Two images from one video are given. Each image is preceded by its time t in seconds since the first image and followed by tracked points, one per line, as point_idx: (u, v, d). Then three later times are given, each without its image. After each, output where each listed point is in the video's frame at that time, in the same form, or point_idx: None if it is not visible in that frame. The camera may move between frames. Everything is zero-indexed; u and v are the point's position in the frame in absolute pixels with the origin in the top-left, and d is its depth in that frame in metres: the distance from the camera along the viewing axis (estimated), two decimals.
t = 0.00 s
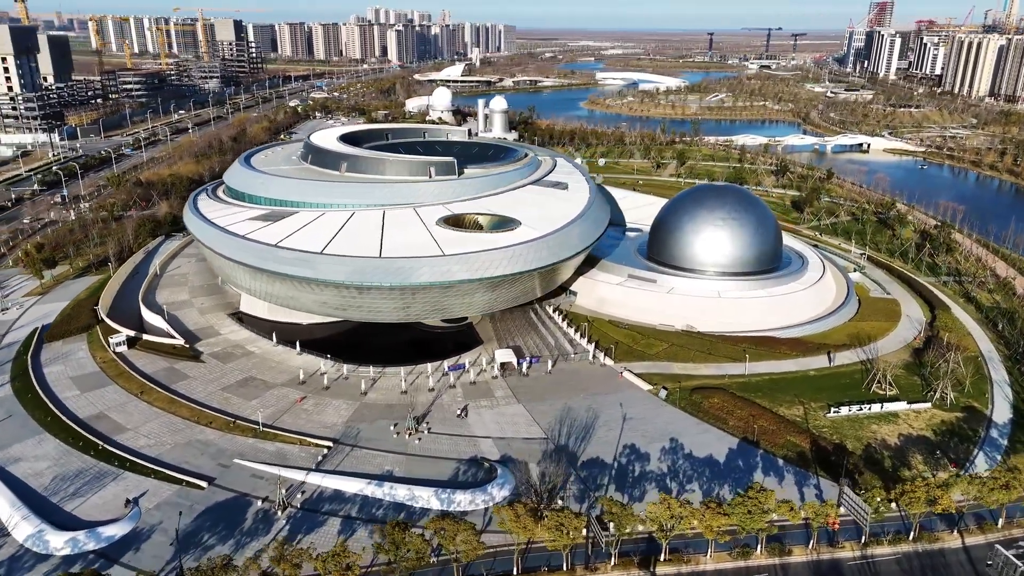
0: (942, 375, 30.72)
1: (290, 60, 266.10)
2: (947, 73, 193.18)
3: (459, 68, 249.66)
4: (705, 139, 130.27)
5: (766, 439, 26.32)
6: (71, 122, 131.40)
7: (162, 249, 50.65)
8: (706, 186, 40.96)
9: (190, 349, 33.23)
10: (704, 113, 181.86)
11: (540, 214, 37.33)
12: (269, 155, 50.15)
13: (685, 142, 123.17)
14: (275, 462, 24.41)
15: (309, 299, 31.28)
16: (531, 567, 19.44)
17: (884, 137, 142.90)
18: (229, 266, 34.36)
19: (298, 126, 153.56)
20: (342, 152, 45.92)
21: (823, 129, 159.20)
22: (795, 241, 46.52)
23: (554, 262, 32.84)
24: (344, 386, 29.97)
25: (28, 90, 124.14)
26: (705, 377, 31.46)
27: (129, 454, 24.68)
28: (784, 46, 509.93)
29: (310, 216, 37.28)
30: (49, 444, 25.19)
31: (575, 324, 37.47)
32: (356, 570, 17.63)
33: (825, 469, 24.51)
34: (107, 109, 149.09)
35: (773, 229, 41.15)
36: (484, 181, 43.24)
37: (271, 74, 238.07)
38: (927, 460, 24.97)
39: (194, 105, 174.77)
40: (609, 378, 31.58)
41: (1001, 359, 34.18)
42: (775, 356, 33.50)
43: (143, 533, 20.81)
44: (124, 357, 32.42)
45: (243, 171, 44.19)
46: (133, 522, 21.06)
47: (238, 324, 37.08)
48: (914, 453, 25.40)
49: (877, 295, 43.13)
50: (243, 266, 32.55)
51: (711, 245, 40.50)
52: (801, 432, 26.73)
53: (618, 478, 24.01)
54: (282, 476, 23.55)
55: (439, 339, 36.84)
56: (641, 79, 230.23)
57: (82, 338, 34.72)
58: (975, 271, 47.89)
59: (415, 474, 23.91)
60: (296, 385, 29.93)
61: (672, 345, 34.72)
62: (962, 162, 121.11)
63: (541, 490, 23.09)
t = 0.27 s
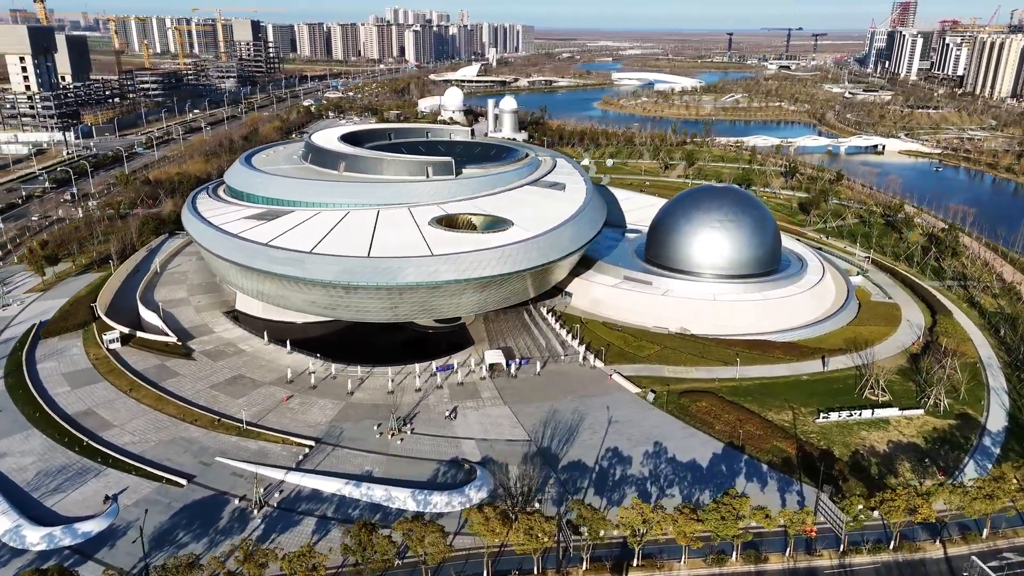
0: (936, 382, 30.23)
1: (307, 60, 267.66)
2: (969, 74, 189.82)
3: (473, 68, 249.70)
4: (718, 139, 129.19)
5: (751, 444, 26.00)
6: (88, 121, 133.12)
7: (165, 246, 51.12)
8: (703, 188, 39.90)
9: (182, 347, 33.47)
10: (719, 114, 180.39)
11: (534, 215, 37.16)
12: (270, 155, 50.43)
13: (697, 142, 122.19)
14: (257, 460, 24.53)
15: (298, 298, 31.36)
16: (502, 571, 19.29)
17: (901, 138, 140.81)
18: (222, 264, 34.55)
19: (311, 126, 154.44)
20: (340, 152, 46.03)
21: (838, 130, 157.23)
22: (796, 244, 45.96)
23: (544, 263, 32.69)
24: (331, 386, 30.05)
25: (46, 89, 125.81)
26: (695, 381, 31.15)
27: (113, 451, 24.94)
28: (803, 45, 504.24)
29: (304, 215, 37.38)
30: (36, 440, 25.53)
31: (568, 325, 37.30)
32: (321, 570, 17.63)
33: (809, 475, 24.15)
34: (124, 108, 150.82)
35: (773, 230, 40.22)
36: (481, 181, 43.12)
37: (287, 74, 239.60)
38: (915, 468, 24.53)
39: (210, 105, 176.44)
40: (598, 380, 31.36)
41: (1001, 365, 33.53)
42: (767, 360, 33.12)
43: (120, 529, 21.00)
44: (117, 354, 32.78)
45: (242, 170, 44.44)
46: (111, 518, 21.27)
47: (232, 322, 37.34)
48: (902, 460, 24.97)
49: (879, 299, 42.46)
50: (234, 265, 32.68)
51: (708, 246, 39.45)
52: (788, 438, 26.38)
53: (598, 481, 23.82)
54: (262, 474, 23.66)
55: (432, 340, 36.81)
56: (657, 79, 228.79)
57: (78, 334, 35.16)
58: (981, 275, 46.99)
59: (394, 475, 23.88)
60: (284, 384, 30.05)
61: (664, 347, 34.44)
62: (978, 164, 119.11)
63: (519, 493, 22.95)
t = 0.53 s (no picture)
0: (925, 386, 29.84)
1: (315, 60, 268.28)
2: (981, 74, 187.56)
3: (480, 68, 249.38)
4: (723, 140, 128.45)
5: (732, 448, 25.74)
6: (94, 120, 133.90)
7: (161, 244, 51.32)
8: (694, 190, 39.14)
9: (169, 346, 33.54)
10: (726, 115, 179.37)
11: (523, 215, 36.98)
12: (265, 155, 50.49)
13: (702, 142, 121.52)
14: (235, 460, 24.52)
15: (283, 297, 31.36)
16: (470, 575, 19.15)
17: (909, 140, 139.44)
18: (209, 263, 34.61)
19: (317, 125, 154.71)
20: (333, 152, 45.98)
21: (845, 131, 156.07)
22: (790, 245, 45.56)
23: (529, 264, 32.50)
24: (314, 386, 30.01)
25: (53, 88, 126.60)
26: (681, 384, 30.90)
27: (92, 450, 25.03)
28: (814, 45, 500.58)
29: (293, 215, 37.38)
30: (17, 438, 25.68)
31: (557, 327, 37.12)
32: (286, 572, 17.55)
33: (790, 480, 23.87)
34: (131, 107, 151.71)
35: (765, 230, 39.51)
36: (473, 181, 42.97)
37: (295, 74, 240.26)
38: (897, 474, 24.20)
39: (217, 104, 177.16)
40: (583, 382, 31.14)
41: (993, 369, 33.06)
42: (755, 363, 32.84)
43: (92, 529, 21.07)
44: (104, 353, 32.92)
45: (234, 169, 44.50)
46: (84, 518, 21.35)
47: (221, 322, 37.39)
48: (885, 466, 24.65)
49: (874, 302, 41.96)
50: (220, 264, 32.71)
51: (699, 250, 38.80)
52: (770, 442, 26.11)
53: (575, 484, 23.63)
54: (238, 474, 23.64)
55: (419, 340, 36.70)
56: (665, 79, 227.71)
57: (67, 333, 35.35)
58: (979, 279, 46.40)
59: (371, 477, 23.79)
60: (267, 384, 30.04)
61: (652, 350, 34.22)
62: (985, 166, 117.91)
63: (494, 495, 22.78)
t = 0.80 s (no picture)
0: (905, 389, 29.56)
1: (317, 60, 268.51)
2: (987, 75, 186.34)
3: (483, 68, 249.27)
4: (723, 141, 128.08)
5: (706, 451, 25.51)
6: (94, 119, 134.14)
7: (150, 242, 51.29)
8: (680, 191, 38.72)
9: (148, 346, 33.50)
10: (727, 115, 178.79)
11: (505, 216, 36.84)
12: (253, 155, 50.44)
13: (702, 143, 121.16)
14: (205, 461, 24.44)
15: (260, 297, 31.30)
16: None
17: (911, 141, 138.71)
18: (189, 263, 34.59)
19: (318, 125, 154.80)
20: (320, 151, 45.87)
21: (847, 131, 155.20)
22: (778, 247, 45.29)
23: (508, 265, 32.29)
24: (290, 386, 29.94)
25: (53, 87, 126.80)
26: (659, 386, 30.72)
27: (63, 449, 25.03)
28: (821, 45, 497.95)
29: (275, 215, 37.32)
30: None
31: (540, 327, 36.94)
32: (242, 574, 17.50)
33: (763, 485, 23.67)
34: (132, 107, 151.97)
35: (752, 231, 39.03)
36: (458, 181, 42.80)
37: (297, 74, 240.28)
38: (871, 479, 23.93)
39: (219, 104, 177.51)
40: (562, 384, 30.95)
41: (977, 373, 32.73)
42: (735, 366, 32.59)
43: (56, 529, 21.06)
44: (84, 352, 32.93)
45: (220, 169, 44.46)
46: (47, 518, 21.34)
47: (203, 321, 37.31)
48: (859, 471, 24.44)
49: (861, 304, 41.62)
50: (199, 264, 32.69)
51: (683, 250, 38.54)
52: (744, 445, 25.89)
53: (545, 488, 23.47)
54: (207, 475, 23.56)
55: (402, 341, 36.59)
56: (668, 79, 227.13)
57: (48, 332, 35.39)
58: (969, 281, 45.97)
59: (340, 479, 23.69)
60: (243, 385, 29.93)
61: (633, 351, 34.02)
62: (986, 168, 117.04)
63: (462, 498, 22.68)
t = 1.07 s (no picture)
0: (885, 393, 29.36)
1: (319, 60, 268.59)
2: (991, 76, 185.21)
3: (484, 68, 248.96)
4: (722, 141, 127.68)
5: (680, 456, 25.31)
6: (93, 119, 134.33)
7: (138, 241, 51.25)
8: (666, 192, 38.41)
9: (127, 347, 33.41)
10: (728, 116, 178.19)
11: (487, 217, 36.67)
12: (241, 155, 50.37)
13: (700, 143, 120.74)
14: (175, 463, 24.34)
15: (238, 298, 31.18)
16: None
17: (912, 142, 138.00)
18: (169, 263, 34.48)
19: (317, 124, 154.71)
20: (307, 152, 45.75)
21: (847, 132, 154.43)
22: (766, 249, 45.00)
23: (487, 266, 32.09)
24: (266, 388, 29.81)
25: (52, 87, 126.93)
26: (638, 389, 30.52)
27: (33, 450, 24.96)
28: (825, 45, 496.04)
29: (257, 215, 37.22)
30: None
31: (522, 329, 36.79)
32: None
33: (735, 490, 23.50)
34: (132, 106, 152.14)
35: (739, 234, 38.62)
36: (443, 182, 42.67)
37: (299, 73, 240.28)
38: (845, 485, 23.72)
39: (219, 104, 177.69)
40: (540, 387, 30.77)
41: (960, 377, 32.44)
42: (715, 369, 32.35)
43: (20, 531, 20.98)
44: (63, 352, 32.89)
45: (206, 169, 44.38)
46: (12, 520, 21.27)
47: (185, 322, 37.22)
48: (833, 476, 24.24)
49: (849, 308, 41.29)
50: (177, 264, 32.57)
51: (667, 252, 38.18)
52: (719, 449, 25.69)
53: (516, 492, 23.32)
54: (175, 477, 23.46)
55: (383, 342, 36.44)
56: (670, 79, 226.51)
57: (29, 332, 35.37)
58: (959, 283, 45.61)
59: (309, 481, 23.56)
60: (220, 386, 29.82)
61: (614, 353, 33.83)
62: (986, 169, 116.32)
63: (431, 502, 22.55)
